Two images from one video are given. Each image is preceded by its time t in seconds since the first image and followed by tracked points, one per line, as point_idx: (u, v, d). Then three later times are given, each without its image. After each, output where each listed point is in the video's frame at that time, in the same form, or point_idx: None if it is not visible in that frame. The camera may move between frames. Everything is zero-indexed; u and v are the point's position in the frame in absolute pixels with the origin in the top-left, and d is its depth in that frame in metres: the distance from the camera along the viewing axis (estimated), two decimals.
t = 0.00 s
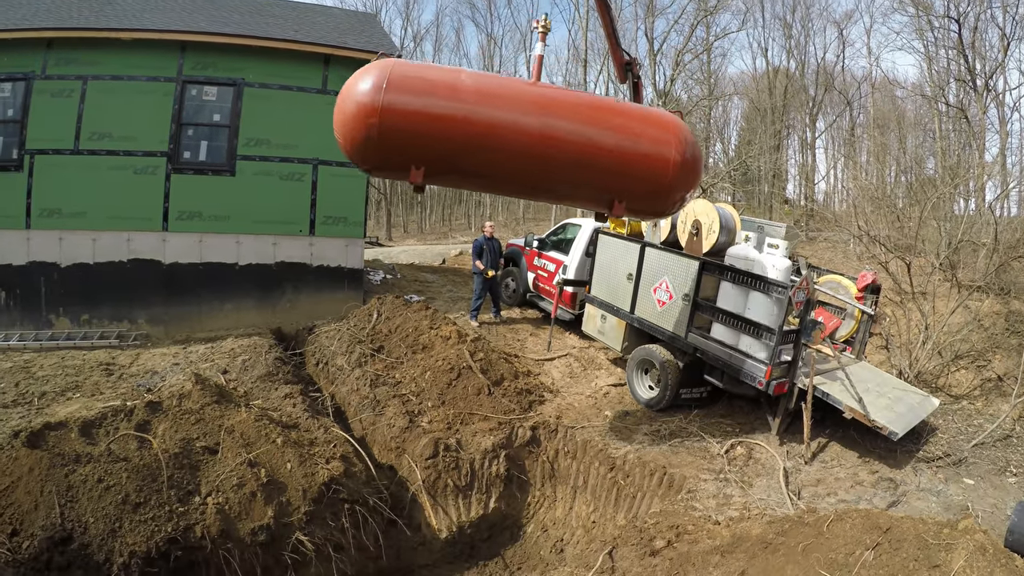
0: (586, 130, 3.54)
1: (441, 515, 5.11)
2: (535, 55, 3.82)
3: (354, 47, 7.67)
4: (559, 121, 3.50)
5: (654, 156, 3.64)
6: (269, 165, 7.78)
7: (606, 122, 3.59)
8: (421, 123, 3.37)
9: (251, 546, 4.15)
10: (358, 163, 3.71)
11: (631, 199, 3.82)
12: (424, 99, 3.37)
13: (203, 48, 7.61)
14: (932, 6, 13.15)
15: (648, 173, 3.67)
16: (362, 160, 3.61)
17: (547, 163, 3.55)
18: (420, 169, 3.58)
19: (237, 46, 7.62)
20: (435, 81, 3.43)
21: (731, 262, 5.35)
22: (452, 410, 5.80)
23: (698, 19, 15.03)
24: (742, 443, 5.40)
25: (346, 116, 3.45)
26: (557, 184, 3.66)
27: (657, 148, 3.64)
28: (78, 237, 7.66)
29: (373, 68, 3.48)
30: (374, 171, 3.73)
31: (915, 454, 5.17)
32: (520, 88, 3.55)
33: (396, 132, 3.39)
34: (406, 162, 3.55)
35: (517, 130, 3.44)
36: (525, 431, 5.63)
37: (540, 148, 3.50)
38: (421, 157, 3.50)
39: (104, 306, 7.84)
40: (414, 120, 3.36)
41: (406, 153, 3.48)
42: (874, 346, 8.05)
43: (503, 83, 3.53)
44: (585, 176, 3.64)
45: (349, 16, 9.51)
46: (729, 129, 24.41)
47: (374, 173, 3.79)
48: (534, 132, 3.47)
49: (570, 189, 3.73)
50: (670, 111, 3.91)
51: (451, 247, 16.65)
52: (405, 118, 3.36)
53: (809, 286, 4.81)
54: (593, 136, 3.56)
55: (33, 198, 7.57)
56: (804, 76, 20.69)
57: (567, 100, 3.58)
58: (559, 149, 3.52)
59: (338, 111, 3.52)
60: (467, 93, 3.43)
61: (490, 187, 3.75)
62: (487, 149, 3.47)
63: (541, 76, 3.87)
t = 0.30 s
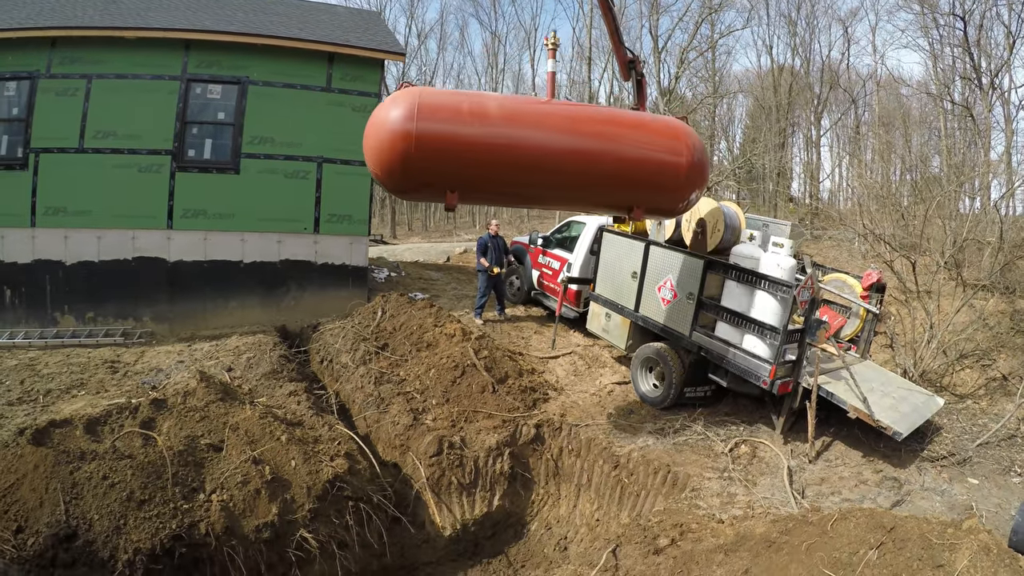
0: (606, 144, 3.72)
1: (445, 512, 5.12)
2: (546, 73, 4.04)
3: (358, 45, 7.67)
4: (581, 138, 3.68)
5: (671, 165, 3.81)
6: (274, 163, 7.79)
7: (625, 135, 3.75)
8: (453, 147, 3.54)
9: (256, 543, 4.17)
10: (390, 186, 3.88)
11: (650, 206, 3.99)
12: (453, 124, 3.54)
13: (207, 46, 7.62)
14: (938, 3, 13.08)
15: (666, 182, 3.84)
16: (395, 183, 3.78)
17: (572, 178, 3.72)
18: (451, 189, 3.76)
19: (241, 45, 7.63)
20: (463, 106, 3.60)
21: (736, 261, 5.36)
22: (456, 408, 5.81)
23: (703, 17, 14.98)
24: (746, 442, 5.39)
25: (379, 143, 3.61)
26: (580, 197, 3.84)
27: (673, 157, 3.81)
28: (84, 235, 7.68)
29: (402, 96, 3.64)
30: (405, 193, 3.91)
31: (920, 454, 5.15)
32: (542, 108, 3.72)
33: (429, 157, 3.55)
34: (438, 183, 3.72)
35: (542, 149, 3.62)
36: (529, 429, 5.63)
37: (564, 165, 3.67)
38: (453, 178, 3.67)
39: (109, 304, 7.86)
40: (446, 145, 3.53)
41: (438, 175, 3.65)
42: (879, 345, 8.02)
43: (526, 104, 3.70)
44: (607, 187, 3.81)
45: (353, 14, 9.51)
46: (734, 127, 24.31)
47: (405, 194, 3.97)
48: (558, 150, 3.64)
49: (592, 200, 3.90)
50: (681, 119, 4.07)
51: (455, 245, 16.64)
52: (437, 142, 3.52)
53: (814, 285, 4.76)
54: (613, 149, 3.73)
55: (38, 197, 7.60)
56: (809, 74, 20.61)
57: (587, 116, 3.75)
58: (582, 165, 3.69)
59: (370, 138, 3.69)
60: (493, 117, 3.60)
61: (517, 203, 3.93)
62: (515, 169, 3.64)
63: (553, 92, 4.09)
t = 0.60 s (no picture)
0: (630, 136, 3.89)
1: (449, 507, 5.13)
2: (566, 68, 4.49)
3: (363, 40, 7.66)
4: (606, 131, 3.84)
5: (689, 152, 4.01)
6: (278, 158, 7.80)
7: (645, 127, 3.93)
8: (488, 147, 3.65)
9: (260, 537, 4.20)
10: (421, 186, 3.95)
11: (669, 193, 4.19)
12: (487, 124, 3.65)
13: (211, 42, 7.62)
14: None
15: (685, 169, 4.04)
16: (428, 183, 3.87)
17: (599, 171, 3.89)
18: (484, 186, 3.86)
19: (245, 40, 7.63)
20: (493, 107, 3.71)
21: (742, 256, 5.27)
22: (460, 403, 5.81)
23: (708, 12, 14.90)
24: (750, 438, 5.38)
25: (413, 146, 3.69)
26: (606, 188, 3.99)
27: (691, 145, 4.01)
28: (88, 231, 7.70)
29: (431, 99, 3.73)
30: (436, 193, 3.98)
31: (924, 451, 5.13)
32: (566, 104, 3.86)
33: (465, 157, 3.65)
34: (471, 183, 3.82)
35: (569, 145, 3.77)
36: (533, 424, 5.63)
37: (593, 159, 3.83)
38: (487, 177, 3.77)
39: (114, 299, 7.88)
40: (481, 145, 3.63)
41: (472, 175, 3.75)
42: (883, 341, 8.00)
43: (550, 103, 3.83)
44: (631, 177, 3.98)
45: (357, 9, 9.49)
46: (739, 123, 24.20)
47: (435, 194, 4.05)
48: (586, 144, 3.80)
49: (616, 190, 4.07)
50: (689, 110, 4.27)
51: (459, 241, 16.64)
52: (473, 142, 3.62)
53: (820, 281, 4.71)
54: (634, 140, 3.90)
55: (43, 193, 7.62)
56: (814, 69, 20.49)
57: (609, 111, 3.91)
58: (609, 158, 3.85)
59: (402, 142, 3.76)
60: (524, 117, 3.72)
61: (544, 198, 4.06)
62: (546, 165, 3.77)
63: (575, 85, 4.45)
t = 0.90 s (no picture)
0: (648, 128, 4.01)
1: (452, 502, 5.12)
2: (581, 61, 4.79)
3: (366, 36, 7.65)
4: (626, 125, 3.95)
5: (703, 142, 4.15)
6: (282, 153, 7.80)
7: (661, 119, 4.06)
8: (516, 145, 3.74)
9: (263, 531, 4.22)
10: (448, 184, 4.02)
11: (683, 181, 4.33)
12: (514, 123, 3.73)
13: (215, 37, 7.62)
14: None
15: (700, 157, 4.19)
16: (455, 181, 3.95)
17: (621, 164, 4.01)
18: (511, 183, 3.95)
19: (249, 36, 7.63)
20: (517, 106, 3.79)
21: (746, 252, 5.28)
22: (463, 398, 5.82)
23: (713, 7, 14.83)
24: (753, 434, 5.38)
25: (442, 147, 3.77)
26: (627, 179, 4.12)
27: (704, 134, 4.16)
28: (92, 227, 7.72)
29: (457, 100, 3.79)
30: (462, 191, 4.07)
31: (927, 449, 5.12)
32: (586, 100, 3.95)
33: (494, 155, 3.73)
34: (498, 180, 3.91)
35: (588, 137, 3.86)
36: (537, 419, 5.63)
37: (615, 152, 3.94)
38: (515, 174, 3.86)
39: (117, 295, 7.90)
40: (510, 143, 3.72)
41: (500, 173, 3.83)
42: (887, 339, 7.98)
43: (571, 99, 3.92)
44: (649, 168, 4.12)
45: (361, 4, 9.47)
46: (743, 119, 24.11)
47: (460, 191, 4.12)
48: (609, 138, 3.91)
49: (635, 181, 4.20)
50: (698, 100, 4.41)
51: (462, 236, 16.62)
52: (503, 141, 3.71)
53: (823, 277, 4.76)
54: (647, 130, 4.02)
55: (47, 189, 7.64)
56: (819, 65, 20.39)
57: (627, 105, 4.02)
58: (630, 151, 3.98)
59: (430, 142, 3.83)
60: (548, 115, 3.81)
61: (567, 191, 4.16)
62: (572, 160, 3.88)
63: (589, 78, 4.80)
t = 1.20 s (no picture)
0: (660, 124, 4.02)
1: (456, 498, 5.13)
2: (586, 63, 4.73)
3: (370, 32, 7.65)
4: (637, 122, 3.96)
5: (711, 137, 4.16)
6: (286, 150, 7.81)
7: (671, 114, 4.06)
8: (531, 146, 3.73)
9: (267, 527, 4.23)
10: (462, 189, 4.00)
11: (696, 176, 4.33)
12: (528, 125, 3.73)
13: (219, 34, 7.62)
14: None
15: (711, 150, 4.20)
16: (470, 186, 3.93)
17: (635, 160, 4.00)
18: (526, 185, 3.94)
19: (253, 32, 7.63)
20: (529, 108, 3.78)
21: (750, 248, 5.28)
22: (467, 394, 5.82)
23: (717, 3, 14.78)
24: (756, 431, 5.38)
25: (456, 152, 3.76)
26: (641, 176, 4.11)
27: (714, 127, 4.17)
28: (96, 223, 7.74)
29: (468, 105, 3.79)
30: (476, 195, 4.05)
31: (930, 447, 5.11)
32: (596, 99, 3.96)
33: (508, 158, 3.71)
34: (514, 184, 3.89)
35: (599, 137, 3.85)
36: (540, 415, 5.63)
37: (628, 149, 3.94)
38: (530, 176, 3.85)
39: (122, 291, 7.92)
40: (525, 145, 3.71)
41: (515, 175, 3.81)
42: (891, 336, 7.96)
43: (581, 99, 3.93)
44: (659, 165, 4.12)
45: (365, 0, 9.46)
46: (747, 115, 24.03)
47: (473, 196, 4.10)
48: (622, 136, 3.91)
49: (649, 178, 4.19)
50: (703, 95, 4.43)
51: (466, 233, 16.63)
52: (518, 143, 3.70)
53: (828, 274, 4.74)
54: (656, 127, 4.01)
55: (51, 185, 7.66)
56: (824, 62, 20.30)
57: (637, 101, 4.02)
58: (643, 147, 3.97)
59: (443, 148, 3.82)
60: (561, 116, 3.81)
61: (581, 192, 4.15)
62: (586, 160, 3.87)
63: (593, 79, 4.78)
